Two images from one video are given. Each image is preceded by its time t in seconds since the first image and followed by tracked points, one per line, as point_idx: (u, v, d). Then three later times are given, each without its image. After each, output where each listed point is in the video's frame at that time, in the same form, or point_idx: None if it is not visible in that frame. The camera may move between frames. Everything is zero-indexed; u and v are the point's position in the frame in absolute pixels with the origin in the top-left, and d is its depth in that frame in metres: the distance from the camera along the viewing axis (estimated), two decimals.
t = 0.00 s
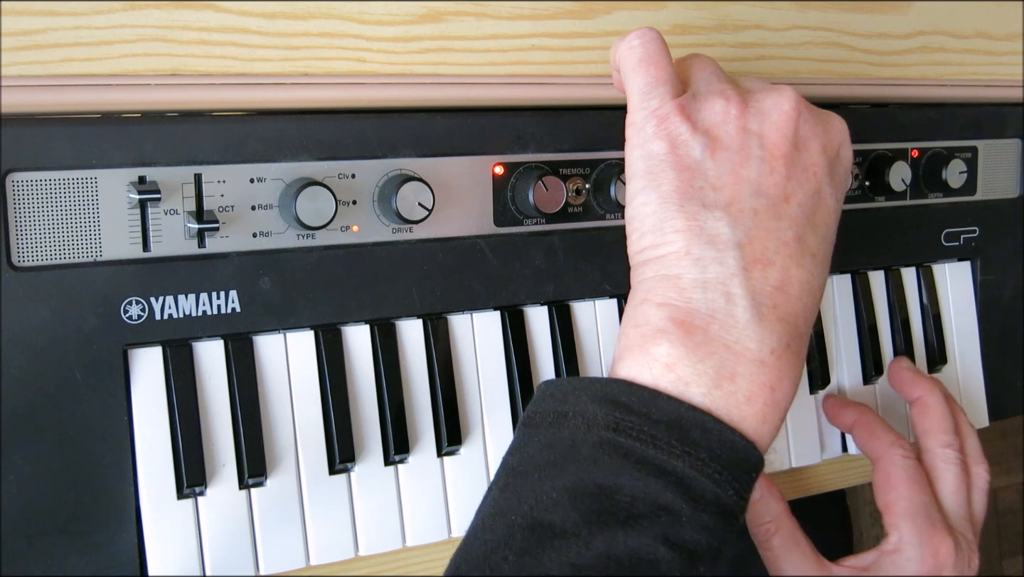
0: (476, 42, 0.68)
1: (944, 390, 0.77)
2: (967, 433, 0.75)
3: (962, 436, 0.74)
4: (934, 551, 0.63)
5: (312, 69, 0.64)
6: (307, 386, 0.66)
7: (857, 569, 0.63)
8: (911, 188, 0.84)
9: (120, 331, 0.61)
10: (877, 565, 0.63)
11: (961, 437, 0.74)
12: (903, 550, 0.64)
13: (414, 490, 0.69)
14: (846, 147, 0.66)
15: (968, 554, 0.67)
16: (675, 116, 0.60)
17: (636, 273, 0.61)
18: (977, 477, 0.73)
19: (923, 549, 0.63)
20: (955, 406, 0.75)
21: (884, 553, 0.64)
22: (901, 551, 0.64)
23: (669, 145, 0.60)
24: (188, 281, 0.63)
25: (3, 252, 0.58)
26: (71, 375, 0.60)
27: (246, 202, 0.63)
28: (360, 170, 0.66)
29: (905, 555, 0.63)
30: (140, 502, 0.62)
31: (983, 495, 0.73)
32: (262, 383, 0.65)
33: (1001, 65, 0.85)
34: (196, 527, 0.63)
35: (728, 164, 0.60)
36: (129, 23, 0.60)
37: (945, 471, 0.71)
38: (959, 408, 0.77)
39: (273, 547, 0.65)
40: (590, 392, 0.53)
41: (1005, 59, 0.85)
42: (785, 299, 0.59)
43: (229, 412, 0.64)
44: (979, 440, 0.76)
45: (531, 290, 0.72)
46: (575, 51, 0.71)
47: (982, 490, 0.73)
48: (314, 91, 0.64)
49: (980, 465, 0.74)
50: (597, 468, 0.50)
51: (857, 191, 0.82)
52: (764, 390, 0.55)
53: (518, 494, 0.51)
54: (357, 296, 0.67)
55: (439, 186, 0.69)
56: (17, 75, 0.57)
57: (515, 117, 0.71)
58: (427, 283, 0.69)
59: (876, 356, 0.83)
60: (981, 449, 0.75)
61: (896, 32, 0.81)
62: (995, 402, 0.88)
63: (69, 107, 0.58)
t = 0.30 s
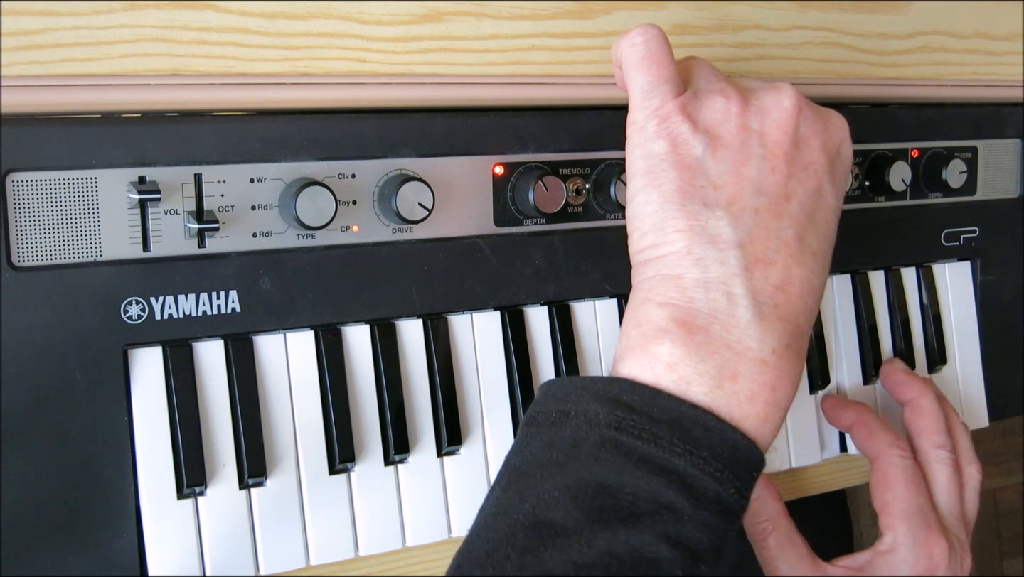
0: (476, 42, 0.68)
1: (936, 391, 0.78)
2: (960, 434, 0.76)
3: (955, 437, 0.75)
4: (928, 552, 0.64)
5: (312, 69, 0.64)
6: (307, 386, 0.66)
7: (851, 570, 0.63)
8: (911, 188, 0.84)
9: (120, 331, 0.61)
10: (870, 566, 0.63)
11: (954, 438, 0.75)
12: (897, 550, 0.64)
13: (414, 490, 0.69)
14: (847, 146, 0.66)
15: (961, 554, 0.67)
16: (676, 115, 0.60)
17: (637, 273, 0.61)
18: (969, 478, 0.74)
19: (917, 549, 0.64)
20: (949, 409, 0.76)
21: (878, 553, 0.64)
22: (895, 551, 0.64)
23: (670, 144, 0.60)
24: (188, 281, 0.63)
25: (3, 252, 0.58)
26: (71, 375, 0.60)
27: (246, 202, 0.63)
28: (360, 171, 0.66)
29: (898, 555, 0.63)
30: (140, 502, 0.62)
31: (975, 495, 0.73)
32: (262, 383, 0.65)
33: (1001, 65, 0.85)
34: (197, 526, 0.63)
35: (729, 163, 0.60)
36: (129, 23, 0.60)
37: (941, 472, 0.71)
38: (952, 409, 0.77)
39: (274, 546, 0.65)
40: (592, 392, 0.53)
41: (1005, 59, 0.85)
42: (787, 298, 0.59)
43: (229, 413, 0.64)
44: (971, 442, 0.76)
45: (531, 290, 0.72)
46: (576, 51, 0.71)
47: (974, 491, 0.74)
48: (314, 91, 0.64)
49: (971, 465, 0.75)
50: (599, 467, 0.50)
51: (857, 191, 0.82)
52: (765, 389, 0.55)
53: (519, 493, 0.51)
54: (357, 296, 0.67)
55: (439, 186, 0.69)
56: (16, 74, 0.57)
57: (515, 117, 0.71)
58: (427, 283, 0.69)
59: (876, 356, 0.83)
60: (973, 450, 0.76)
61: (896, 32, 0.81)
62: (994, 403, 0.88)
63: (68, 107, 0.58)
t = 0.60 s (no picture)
0: (475, 42, 0.68)
1: (943, 392, 0.78)
2: (970, 436, 0.76)
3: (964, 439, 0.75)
4: (939, 559, 0.65)
5: (312, 69, 0.64)
6: (307, 386, 0.66)
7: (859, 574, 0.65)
8: (911, 188, 0.84)
9: (120, 330, 0.61)
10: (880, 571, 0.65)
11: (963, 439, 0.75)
12: (908, 556, 0.65)
13: (414, 490, 0.69)
14: (843, 142, 0.66)
15: (973, 559, 0.69)
16: (673, 113, 0.60)
17: (635, 272, 0.61)
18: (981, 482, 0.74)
19: (928, 555, 0.64)
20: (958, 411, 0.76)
21: (888, 559, 0.66)
22: (906, 557, 0.65)
23: (667, 142, 0.60)
24: (188, 281, 0.63)
25: (3, 252, 0.58)
26: (71, 375, 0.60)
27: (246, 202, 0.63)
28: (359, 171, 0.66)
29: (910, 562, 0.64)
30: (140, 502, 0.62)
31: (987, 500, 0.74)
32: (263, 383, 0.65)
33: (1001, 65, 0.85)
34: (196, 526, 0.63)
35: (727, 161, 0.60)
36: (129, 23, 0.60)
37: (951, 477, 0.72)
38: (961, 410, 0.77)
39: (274, 546, 0.65)
40: (591, 388, 0.53)
41: (1005, 59, 0.85)
42: (784, 295, 0.59)
43: (229, 412, 0.64)
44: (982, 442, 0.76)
45: (531, 290, 0.72)
46: (576, 51, 0.71)
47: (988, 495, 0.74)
48: (313, 90, 0.64)
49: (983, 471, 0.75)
50: (598, 465, 0.49)
51: (857, 191, 0.82)
52: (764, 386, 0.56)
53: (518, 490, 0.51)
54: (357, 296, 0.67)
55: (439, 186, 0.69)
56: (16, 75, 0.57)
57: (515, 117, 0.71)
58: (427, 283, 0.69)
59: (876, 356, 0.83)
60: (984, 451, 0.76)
61: (896, 32, 0.81)
62: (995, 403, 0.88)
63: (68, 107, 0.58)
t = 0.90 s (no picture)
0: (475, 42, 0.68)
1: (925, 385, 0.80)
2: (959, 424, 0.77)
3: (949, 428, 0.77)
4: (935, 546, 0.65)
5: (312, 69, 0.64)
6: (307, 386, 0.66)
7: (858, 565, 0.63)
8: (911, 188, 0.84)
9: (120, 330, 0.61)
10: (878, 560, 0.64)
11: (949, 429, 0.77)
12: (903, 544, 0.65)
13: (414, 490, 0.69)
14: (841, 143, 0.67)
15: (967, 545, 0.69)
16: (673, 112, 0.60)
17: (634, 272, 0.61)
18: (969, 469, 0.75)
19: (922, 542, 0.65)
20: (940, 401, 0.77)
21: (885, 548, 0.65)
22: (901, 545, 0.65)
23: (667, 142, 0.60)
24: (188, 281, 0.63)
25: (3, 252, 0.58)
26: (71, 375, 0.60)
27: (246, 202, 0.63)
28: (359, 171, 0.66)
29: (905, 549, 0.65)
30: (140, 502, 0.62)
31: (976, 485, 0.75)
32: (262, 383, 0.65)
33: (1001, 65, 0.85)
34: (197, 526, 0.63)
35: (726, 161, 0.60)
36: (129, 23, 0.60)
37: (939, 465, 0.73)
38: (947, 400, 0.79)
39: (274, 546, 0.65)
40: (590, 388, 0.53)
41: (1005, 59, 0.85)
42: (783, 296, 0.59)
43: (229, 412, 0.64)
44: (971, 430, 0.77)
45: (531, 290, 0.72)
46: (576, 51, 0.71)
47: (979, 480, 0.76)
48: (313, 90, 0.64)
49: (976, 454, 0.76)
50: (597, 465, 0.49)
51: (857, 191, 0.82)
52: (762, 386, 0.56)
53: (518, 492, 0.51)
54: (358, 296, 0.67)
55: (439, 186, 0.69)
56: (16, 74, 0.57)
57: (515, 117, 0.71)
58: (427, 282, 0.69)
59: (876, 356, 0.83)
60: (973, 438, 0.77)
61: (896, 32, 0.81)
62: (994, 402, 0.88)
63: (68, 107, 0.58)
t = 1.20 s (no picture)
0: (475, 42, 0.68)
1: (924, 386, 0.80)
2: (962, 426, 0.77)
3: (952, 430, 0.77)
4: (939, 547, 0.65)
5: (312, 69, 0.64)
6: (307, 386, 0.66)
7: (860, 566, 0.63)
8: (911, 188, 0.84)
9: (120, 330, 0.61)
10: (882, 563, 0.64)
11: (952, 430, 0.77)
12: (907, 545, 0.65)
13: (413, 490, 0.69)
14: (836, 145, 0.66)
15: (971, 547, 0.69)
16: (666, 115, 0.60)
17: (626, 274, 0.61)
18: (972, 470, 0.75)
19: (927, 544, 0.65)
20: (943, 403, 0.78)
21: (889, 549, 0.65)
22: (906, 547, 0.65)
23: (659, 144, 0.60)
24: (188, 281, 0.63)
25: (3, 252, 0.58)
26: (71, 375, 0.60)
27: (246, 202, 0.63)
28: (359, 171, 0.66)
29: (910, 550, 0.64)
30: (140, 502, 0.62)
31: (980, 486, 0.75)
32: (262, 383, 0.65)
33: (1001, 65, 0.85)
34: (197, 526, 0.63)
35: (718, 164, 0.60)
36: (129, 23, 0.60)
37: (943, 466, 0.73)
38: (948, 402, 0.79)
39: (274, 546, 0.65)
40: (582, 391, 0.53)
41: (1005, 59, 0.85)
42: (774, 299, 0.59)
43: (229, 412, 0.64)
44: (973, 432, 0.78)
45: (531, 290, 0.72)
46: (575, 51, 0.71)
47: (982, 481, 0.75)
48: (313, 90, 0.64)
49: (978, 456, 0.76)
50: (590, 467, 0.49)
51: (857, 191, 0.82)
52: (753, 390, 0.56)
53: (511, 495, 0.51)
54: (357, 296, 0.67)
55: (439, 186, 0.69)
56: (17, 75, 0.57)
57: (515, 117, 0.71)
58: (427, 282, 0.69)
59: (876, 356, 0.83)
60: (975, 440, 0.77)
61: (896, 32, 0.81)
62: (994, 403, 0.88)
63: (68, 106, 0.58)
